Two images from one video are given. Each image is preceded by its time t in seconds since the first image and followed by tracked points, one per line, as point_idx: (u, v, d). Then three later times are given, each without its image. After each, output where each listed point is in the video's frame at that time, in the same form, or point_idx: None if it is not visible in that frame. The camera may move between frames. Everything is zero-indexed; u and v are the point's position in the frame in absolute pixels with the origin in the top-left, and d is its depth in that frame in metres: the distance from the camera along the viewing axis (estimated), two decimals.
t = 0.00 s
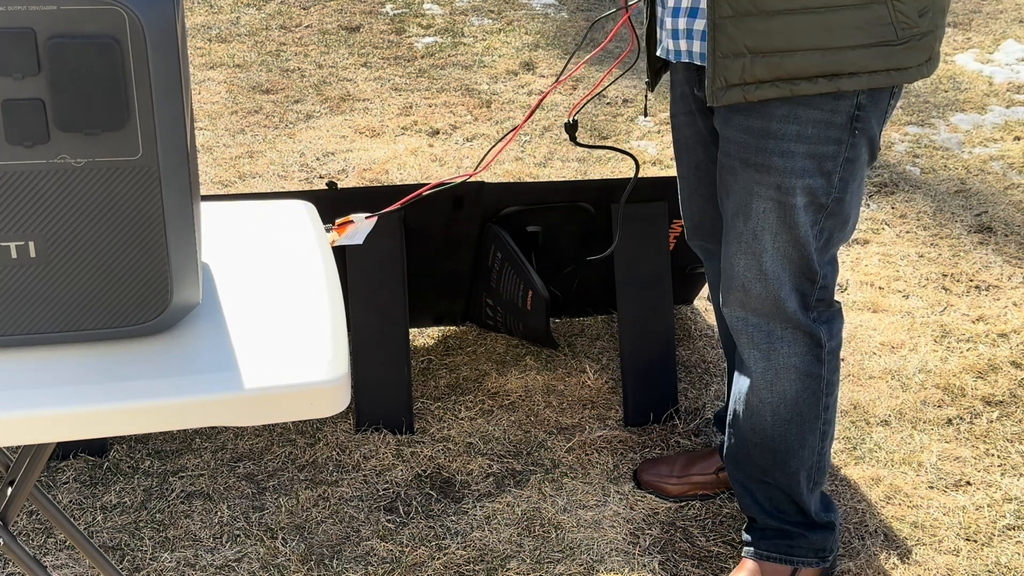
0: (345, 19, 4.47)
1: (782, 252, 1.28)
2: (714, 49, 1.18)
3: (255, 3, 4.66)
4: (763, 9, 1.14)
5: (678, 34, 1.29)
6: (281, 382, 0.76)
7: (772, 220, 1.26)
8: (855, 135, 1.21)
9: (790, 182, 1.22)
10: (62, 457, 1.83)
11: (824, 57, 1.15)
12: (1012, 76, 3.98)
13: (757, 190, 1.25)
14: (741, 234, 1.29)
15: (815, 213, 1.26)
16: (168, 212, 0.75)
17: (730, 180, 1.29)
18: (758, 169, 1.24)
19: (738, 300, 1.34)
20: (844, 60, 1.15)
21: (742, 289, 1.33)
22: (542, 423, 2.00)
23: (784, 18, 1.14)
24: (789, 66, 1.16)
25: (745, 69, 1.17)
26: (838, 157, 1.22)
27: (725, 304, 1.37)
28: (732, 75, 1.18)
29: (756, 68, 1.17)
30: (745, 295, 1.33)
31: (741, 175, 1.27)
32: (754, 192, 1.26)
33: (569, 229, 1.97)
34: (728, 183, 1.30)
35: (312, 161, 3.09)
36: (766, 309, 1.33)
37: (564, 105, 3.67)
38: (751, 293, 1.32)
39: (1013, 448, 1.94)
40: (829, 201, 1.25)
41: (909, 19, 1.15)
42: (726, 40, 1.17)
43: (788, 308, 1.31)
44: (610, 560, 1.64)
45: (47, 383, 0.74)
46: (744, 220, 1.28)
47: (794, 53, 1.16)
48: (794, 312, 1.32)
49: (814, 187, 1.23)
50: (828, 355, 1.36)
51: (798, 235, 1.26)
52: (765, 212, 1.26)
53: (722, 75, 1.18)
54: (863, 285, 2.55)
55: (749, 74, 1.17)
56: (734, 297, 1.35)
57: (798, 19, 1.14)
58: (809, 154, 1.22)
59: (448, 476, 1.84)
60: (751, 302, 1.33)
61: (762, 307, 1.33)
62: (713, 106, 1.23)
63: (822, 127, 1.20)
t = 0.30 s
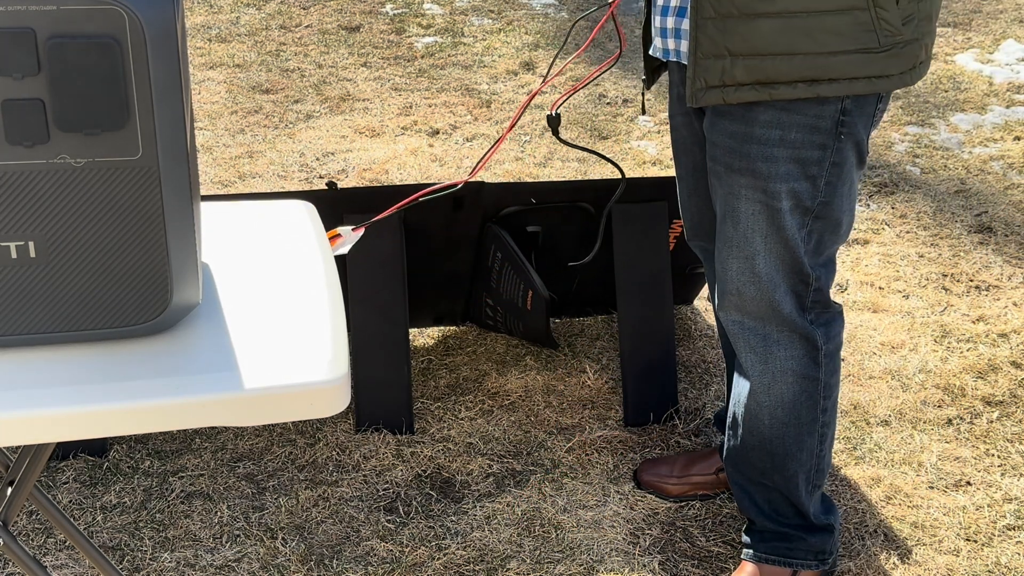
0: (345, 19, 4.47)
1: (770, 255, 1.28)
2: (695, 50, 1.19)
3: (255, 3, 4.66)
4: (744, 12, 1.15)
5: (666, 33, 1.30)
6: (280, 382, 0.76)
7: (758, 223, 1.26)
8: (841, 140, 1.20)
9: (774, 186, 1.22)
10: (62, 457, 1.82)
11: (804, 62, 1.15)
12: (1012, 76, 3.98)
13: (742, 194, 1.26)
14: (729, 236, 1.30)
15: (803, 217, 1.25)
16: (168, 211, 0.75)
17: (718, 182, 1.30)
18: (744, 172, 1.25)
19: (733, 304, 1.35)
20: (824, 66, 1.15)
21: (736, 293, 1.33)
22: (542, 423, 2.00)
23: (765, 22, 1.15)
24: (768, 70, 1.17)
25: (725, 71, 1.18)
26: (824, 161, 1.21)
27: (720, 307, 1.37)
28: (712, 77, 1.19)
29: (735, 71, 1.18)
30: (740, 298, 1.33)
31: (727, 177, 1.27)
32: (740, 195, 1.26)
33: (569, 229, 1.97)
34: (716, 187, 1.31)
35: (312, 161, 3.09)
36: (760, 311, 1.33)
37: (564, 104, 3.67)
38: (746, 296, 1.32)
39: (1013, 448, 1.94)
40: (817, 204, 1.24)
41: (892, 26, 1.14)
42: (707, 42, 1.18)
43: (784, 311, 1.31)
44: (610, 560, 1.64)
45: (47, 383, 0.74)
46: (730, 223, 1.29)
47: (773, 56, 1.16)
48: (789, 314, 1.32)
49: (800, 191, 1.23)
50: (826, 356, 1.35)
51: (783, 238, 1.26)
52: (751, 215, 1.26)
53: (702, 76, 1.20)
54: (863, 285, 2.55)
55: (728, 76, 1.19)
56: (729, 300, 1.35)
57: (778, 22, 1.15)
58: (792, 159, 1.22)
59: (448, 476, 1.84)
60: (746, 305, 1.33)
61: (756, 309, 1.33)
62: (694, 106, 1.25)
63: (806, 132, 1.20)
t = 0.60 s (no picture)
0: (345, 19, 4.47)
1: (770, 258, 1.28)
2: (690, 53, 1.20)
3: (255, 3, 4.67)
4: (737, 14, 1.15)
5: (663, 36, 1.30)
6: (281, 382, 0.76)
7: (758, 227, 1.27)
8: (840, 142, 1.21)
9: (774, 189, 1.23)
10: (62, 457, 1.83)
11: (798, 65, 1.15)
12: (1012, 76, 3.98)
13: (741, 197, 1.26)
14: (729, 240, 1.30)
15: (803, 220, 1.26)
16: (168, 211, 0.75)
17: (718, 185, 1.30)
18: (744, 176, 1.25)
19: (733, 306, 1.35)
20: (817, 69, 1.15)
21: (736, 295, 1.33)
22: (542, 423, 2.00)
23: (759, 25, 1.15)
24: (762, 73, 1.17)
25: (719, 74, 1.19)
26: (823, 164, 1.22)
27: (721, 310, 1.38)
28: (706, 80, 1.20)
29: (729, 74, 1.18)
30: (740, 301, 1.33)
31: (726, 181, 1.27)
32: (740, 198, 1.26)
33: (569, 229, 1.97)
34: (716, 190, 1.31)
35: (311, 161, 3.09)
36: (760, 313, 1.33)
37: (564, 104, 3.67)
38: (746, 298, 1.33)
39: (1014, 448, 1.94)
40: (816, 207, 1.25)
41: (887, 29, 1.14)
42: (701, 45, 1.19)
43: (784, 313, 1.31)
44: (610, 560, 1.64)
45: (47, 383, 0.74)
46: (730, 227, 1.29)
47: (767, 59, 1.16)
48: (789, 316, 1.32)
49: (800, 194, 1.23)
50: (826, 358, 1.35)
51: (784, 241, 1.26)
52: (751, 218, 1.26)
53: (696, 79, 1.20)
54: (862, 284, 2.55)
55: (722, 79, 1.19)
56: (729, 303, 1.35)
57: (773, 25, 1.15)
58: (791, 162, 1.22)
59: (448, 476, 1.84)
60: (746, 307, 1.34)
61: (757, 311, 1.33)
62: (689, 108, 1.25)
63: (805, 135, 1.20)
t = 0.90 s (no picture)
0: (345, 19, 4.47)
1: (768, 259, 1.28)
2: (686, 53, 1.20)
3: (255, 3, 4.67)
4: (733, 15, 1.16)
5: (661, 36, 1.30)
6: (281, 382, 0.76)
7: (756, 228, 1.27)
8: (837, 143, 1.21)
9: (772, 191, 1.23)
10: (62, 457, 1.82)
11: (794, 65, 1.15)
12: (1012, 77, 3.98)
13: (740, 199, 1.26)
14: (727, 241, 1.30)
15: (800, 221, 1.26)
16: (169, 211, 0.75)
17: (716, 186, 1.30)
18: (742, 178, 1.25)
19: (731, 307, 1.35)
20: (813, 70, 1.15)
21: (734, 297, 1.33)
22: (542, 423, 2.00)
23: (755, 26, 1.15)
24: (758, 73, 1.17)
25: (715, 74, 1.19)
26: (821, 165, 1.22)
27: (719, 311, 1.38)
28: (702, 81, 1.20)
29: (725, 75, 1.18)
30: (738, 302, 1.33)
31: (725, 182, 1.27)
32: (738, 200, 1.26)
33: (569, 229, 1.97)
34: (714, 192, 1.31)
35: (311, 161, 3.09)
36: (758, 315, 1.33)
37: (564, 104, 3.68)
38: (744, 300, 1.33)
39: (1013, 448, 1.94)
40: (814, 208, 1.25)
41: (883, 30, 1.14)
42: (697, 46, 1.19)
43: (782, 314, 1.31)
44: (610, 560, 1.64)
45: (46, 383, 0.74)
46: (728, 228, 1.29)
47: (763, 60, 1.16)
48: (788, 316, 1.32)
49: (797, 195, 1.23)
50: (824, 359, 1.35)
51: (782, 242, 1.26)
52: (749, 219, 1.26)
53: (692, 80, 1.20)
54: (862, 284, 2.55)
55: (718, 80, 1.19)
56: (727, 304, 1.35)
57: (769, 26, 1.15)
58: (789, 163, 1.22)
59: (448, 476, 1.84)
60: (744, 308, 1.34)
61: (755, 313, 1.33)
62: (685, 109, 1.25)
63: (802, 135, 1.20)
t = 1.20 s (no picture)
0: (345, 19, 4.47)
1: (768, 259, 1.28)
2: (684, 52, 1.20)
3: (255, 3, 4.67)
4: (731, 14, 1.15)
5: (661, 36, 1.29)
6: (281, 382, 0.76)
7: (755, 228, 1.27)
8: (837, 143, 1.21)
9: (772, 190, 1.23)
10: (61, 457, 1.82)
11: (791, 65, 1.15)
12: (1012, 77, 3.98)
13: (739, 198, 1.26)
14: (727, 241, 1.30)
15: (800, 220, 1.26)
16: (169, 210, 0.75)
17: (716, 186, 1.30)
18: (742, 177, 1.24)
19: (731, 307, 1.35)
20: (809, 69, 1.15)
21: (734, 296, 1.33)
22: (542, 423, 2.00)
23: (752, 24, 1.15)
24: (755, 72, 1.17)
25: (712, 73, 1.19)
26: (821, 165, 1.22)
27: (719, 311, 1.38)
28: (699, 79, 1.20)
29: (722, 73, 1.18)
30: (738, 302, 1.33)
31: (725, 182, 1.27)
32: (738, 199, 1.26)
33: (569, 229, 1.97)
34: (713, 191, 1.31)
35: (311, 161, 3.09)
36: (757, 314, 1.33)
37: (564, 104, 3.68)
38: (744, 299, 1.33)
39: (1013, 448, 1.94)
40: (813, 208, 1.25)
41: (880, 30, 1.14)
42: (695, 44, 1.19)
43: (781, 314, 1.31)
44: (610, 560, 1.64)
45: (46, 383, 0.74)
46: (728, 228, 1.29)
47: (759, 59, 1.16)
48: (788, 316, 1.32)
49: (797, 195, 1.23)
50: (824, 358, 1.35)
51: (782, 242, 1.26)
52: (749, 219, 1.26)
53: (689, 79, 1.20)
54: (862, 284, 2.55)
55: (715, 79, 1.19)
56: (727, 304, 1.35)
57: (766, 25, 1.15)
58: (789, 162, 1.22)
59: (448, 475, 1.84)
60: (743, 308, 1.34)
61: (755, 312, 1.33)
62: (683, 107, 1.25)
63: (802, 135, 1.20)
